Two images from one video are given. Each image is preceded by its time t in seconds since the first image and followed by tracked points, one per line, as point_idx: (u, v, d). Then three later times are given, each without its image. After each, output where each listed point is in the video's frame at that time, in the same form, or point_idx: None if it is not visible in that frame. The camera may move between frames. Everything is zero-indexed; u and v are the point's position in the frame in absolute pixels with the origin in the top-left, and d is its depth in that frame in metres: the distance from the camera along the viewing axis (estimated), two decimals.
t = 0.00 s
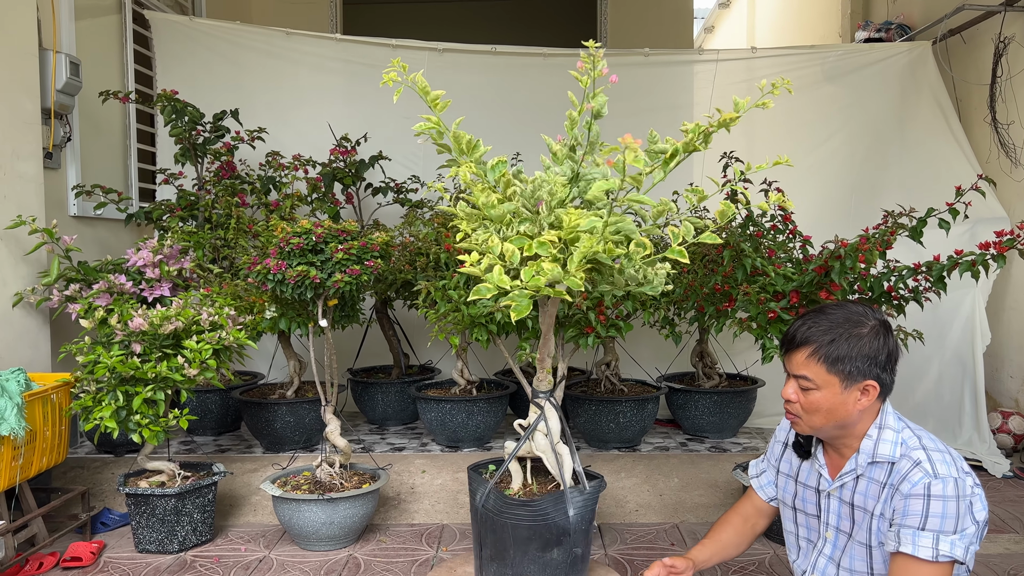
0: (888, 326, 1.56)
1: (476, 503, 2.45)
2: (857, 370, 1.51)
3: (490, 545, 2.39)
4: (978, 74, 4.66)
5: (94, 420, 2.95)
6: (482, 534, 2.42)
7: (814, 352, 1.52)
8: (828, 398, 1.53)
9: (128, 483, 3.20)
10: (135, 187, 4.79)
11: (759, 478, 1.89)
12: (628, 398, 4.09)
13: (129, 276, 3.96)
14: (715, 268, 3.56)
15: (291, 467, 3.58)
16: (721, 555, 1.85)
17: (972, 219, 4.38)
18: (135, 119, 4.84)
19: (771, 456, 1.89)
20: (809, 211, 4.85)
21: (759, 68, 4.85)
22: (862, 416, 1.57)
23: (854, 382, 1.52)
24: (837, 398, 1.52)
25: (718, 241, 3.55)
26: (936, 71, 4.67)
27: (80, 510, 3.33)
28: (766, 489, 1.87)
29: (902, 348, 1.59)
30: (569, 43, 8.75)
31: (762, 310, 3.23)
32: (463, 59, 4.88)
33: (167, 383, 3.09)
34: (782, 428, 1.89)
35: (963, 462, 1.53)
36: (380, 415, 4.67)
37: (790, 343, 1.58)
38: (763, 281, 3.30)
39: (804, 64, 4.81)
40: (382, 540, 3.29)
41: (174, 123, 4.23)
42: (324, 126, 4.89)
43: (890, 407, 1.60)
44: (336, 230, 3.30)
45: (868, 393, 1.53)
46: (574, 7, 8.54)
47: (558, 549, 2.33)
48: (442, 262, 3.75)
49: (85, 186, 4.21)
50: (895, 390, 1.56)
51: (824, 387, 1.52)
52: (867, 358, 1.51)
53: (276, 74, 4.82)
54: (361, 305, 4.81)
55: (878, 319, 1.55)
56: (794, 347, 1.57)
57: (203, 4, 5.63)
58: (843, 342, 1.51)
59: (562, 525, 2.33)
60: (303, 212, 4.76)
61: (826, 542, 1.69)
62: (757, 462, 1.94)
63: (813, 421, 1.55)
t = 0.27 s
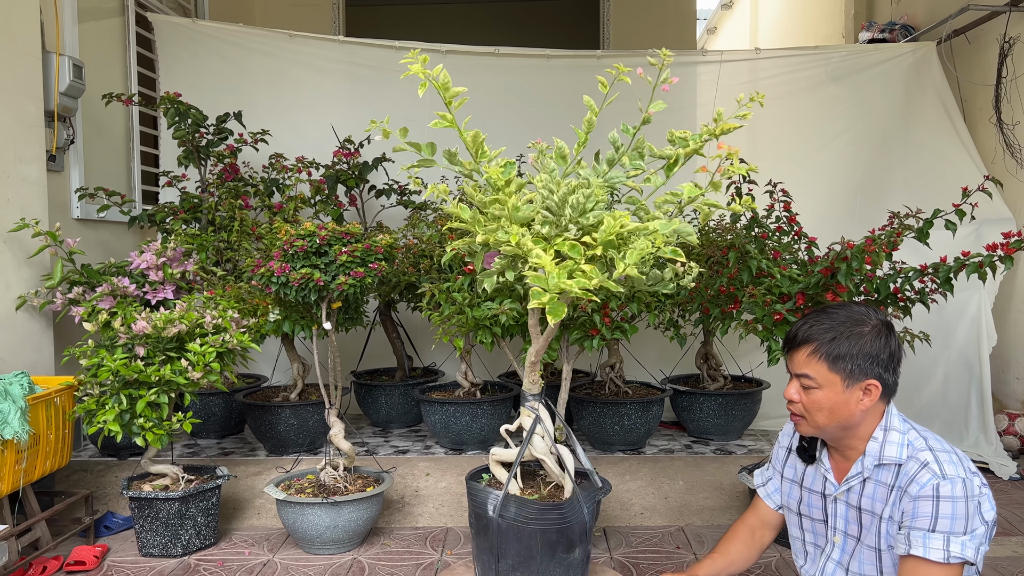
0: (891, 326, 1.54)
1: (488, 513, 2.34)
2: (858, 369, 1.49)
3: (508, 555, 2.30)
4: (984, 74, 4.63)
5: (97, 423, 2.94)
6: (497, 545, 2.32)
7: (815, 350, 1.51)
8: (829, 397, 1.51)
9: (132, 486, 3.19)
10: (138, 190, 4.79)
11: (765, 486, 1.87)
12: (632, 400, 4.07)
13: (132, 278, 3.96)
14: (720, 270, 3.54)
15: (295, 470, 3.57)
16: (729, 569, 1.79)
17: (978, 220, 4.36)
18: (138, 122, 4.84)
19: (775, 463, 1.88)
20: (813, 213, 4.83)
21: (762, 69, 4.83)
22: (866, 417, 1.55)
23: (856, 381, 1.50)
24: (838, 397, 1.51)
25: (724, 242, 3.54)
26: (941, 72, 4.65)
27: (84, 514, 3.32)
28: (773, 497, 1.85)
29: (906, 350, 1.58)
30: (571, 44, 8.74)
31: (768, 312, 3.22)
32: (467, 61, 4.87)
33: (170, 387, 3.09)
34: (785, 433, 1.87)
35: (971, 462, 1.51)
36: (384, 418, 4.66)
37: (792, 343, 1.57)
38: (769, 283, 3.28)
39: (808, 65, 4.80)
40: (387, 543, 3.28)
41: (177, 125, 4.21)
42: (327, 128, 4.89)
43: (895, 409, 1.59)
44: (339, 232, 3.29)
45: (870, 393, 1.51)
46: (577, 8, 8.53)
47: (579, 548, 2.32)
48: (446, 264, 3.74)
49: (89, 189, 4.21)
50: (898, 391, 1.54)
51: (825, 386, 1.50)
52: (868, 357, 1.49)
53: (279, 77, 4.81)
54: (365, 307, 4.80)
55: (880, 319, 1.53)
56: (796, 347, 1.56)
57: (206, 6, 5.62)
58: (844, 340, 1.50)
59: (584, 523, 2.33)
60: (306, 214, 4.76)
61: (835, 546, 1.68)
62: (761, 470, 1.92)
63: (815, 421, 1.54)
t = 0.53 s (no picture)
0: (900, 330, 1.53)
1: (507, 523, 2.18)
2: (866, 372, 1.48)
3: (531, 565, 2.15)
4: (988, 75, 4.60)
5: (100, 427, 2.93)
6: (519, 555, 2.16)
7: (823, 351, 1.50)
8: (836, 399, 1.49)
9: (134, 489, 3.18)
10: (141, 192, 4.78)
11: (768, 488, 1.86)
12: (636, 402, 4.06)
13: (134, 281, 3.96)
14: (725, 272, 3.52)
15: (298, 473, 3.55)
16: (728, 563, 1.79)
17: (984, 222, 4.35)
18: (141, 124, 4.83)
19: (780, 465, 1.86)
20: (817, 214, 4.82)
21: (766, 70, 4.82)
22: (872, 420, 1.54)
23: (863, 384, 1.49)
24: (845, 399, 1.49)
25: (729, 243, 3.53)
26: (946, 73, 4.63)
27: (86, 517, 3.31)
28: (777, 498, 1.84)
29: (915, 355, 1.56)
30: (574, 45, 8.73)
31: (773, 314, 3.20)
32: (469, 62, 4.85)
33: (173, 390, 3.09)
34: (792, 436, 1.86)
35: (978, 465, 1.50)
36: (387, 420, 4.64)
37: (800, 344, 1.56)
38: (774, 284, 3.26)
39: (812, 66, 4.78)
40: (390, 546, 3.26)
41: (180, 127, 4.20)
42: (330, 130, 4.88)
43: (902, 413, 1.57)
44: (343, 234, 3.27)
45: (877, 397, 1.49)
46: (581, 9, 8.52)
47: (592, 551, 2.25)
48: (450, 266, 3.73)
49: (91, 191, 4.20)
50: (905, 396, 1.53)
51: (832, 388, 1.49)
52: (876, 360, 1.48)
53: (282, 78, 4.80)
54: (367, 309, 4.79)
55: (889, 322, 1.52)
56: (803, 348, 1.55)
57: (208, 8, 5.62)
58: (852, 342, 1.49)
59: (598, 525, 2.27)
60: (309, 216, 4.75)
61: (842, 551, 1.66)
62: (765, 472, 1.90)
63: (820, 424, 1.52)
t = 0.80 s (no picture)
0: (914, 332, 1.52)
1: (528, 529, 1.95)
2: (880, 373, 1.46)
3: (559, 570, 1.94)
4: (993, 75, 4.58)
5: (103, 429, 2.92)
6: (547, 562, 1.93)
7: (837, 352, 1.48)
8: (849, 400, 1.48)
9: (137, 492, 3.17)
10: (143, 194, 4.78)
11: (774, 486, 1.85)
12: (640, 404, 4.04)
13: (137, 283, 3.95)
14: (729, 273, 3.51)
15: (302, 475, 3.54)
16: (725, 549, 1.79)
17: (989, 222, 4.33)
18: (143, 125, 4.83)
19: (787, 465, 1.85)
20: (821, 215, 4.80)
21: (768, 71, 4.80)
22: (883, 422, 1.53)
23: (876, 385, 1.47)
24: (858, 400, 1.48)
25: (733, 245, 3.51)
26: (950, 73, 4.62)
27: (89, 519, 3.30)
28: (782, 497, 1.84)
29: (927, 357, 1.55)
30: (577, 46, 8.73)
31: (778, 315, 3.19)
32: (472, 63, 4.84)
33: (176, 392, 3.08)
34: (800, 437, 1.84)
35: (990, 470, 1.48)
36: (390, 422, 4.63)
37: (813, 344, 1.54)
38: (779, 286, 3.25)
39: (815, 66, 4.77)
40: (393, 549, 3.25)
41: (183, 129, 4.19)
42: (333, 131, 4.87)
43: (914, 415, 1.56)
44: (346, 236, 3.26)
45: (890, 398, 1.48)
46: (584, 10, 8.52)
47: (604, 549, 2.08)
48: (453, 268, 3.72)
49: (93, 193, 4.20)
50: (918, 398, 1.52)
51: (845, 389, 1.48)
52: (891, 361, 1.46)
53: (284, 80, 4.80)
54: (370, 311, 4.78)
55: (904, 324, 1.51)
56: (816, 348, 1.53)
57: (211, 9, 5.62)
58: (867, 343, 1.47)
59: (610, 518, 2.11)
60: (312, 218, 4.74)
61: (850, 554, 1.65)
62: (772, 470, 1.90)
63: (832, 425, 1.51)
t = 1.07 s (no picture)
0: (928, 331, 1.52)
1: (560, 532, 1.85)
2: (895, 372, 1.46)
3: (589, 567, 1.87)
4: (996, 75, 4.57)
5: (105, 429, 2.92)
6: (580, 561, 1.85)
7: (853, 351, 1.48)
8: (864, 399, 1.47)
9: (140, 492, 3.17)
10: (145, 194, 4.78)
11: (779, 485, 1.85)
12: (643, 404, 4.04)
13: (139, 283, 3.95)
14: (732, 273, 3.51)
15: (304, 475, 3.54)
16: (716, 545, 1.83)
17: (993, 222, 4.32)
18: (145, 126, 4.83)
19: (793, 464, 1.85)
20: (824, 215, 4.80)
21: (770, 71, 4.80)
22: (895, 422, 1.52)
23: (891, 384, 1.47)
24: (873, 399, 1.47)
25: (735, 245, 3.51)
26: (953, 73, 4.61)
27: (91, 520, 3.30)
28: (788, 495, 1.84)
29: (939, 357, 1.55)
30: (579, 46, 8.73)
31: (781, 315, 3.18)
32: (474, 64, 4.84)
33: (179, 392, 3.07)
34: (807, 436, 1.84)
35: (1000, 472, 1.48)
36: (392, 423, 4.63)
37: (827, 342, 1.54)
38: (782, 286, 3.24)
39: (818, 66, 4.76)
40: (396, 549, 3.25)
41: (185, 129, 4.19)
42: (335, 131, 4.87)
43: (924, 415, 1.55)
44: (348, 236, 3.26)
45: (905, 398, 1.48)
46: (586, 11, 8.52)
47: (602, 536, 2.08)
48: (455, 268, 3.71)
49: (96, 194, 4.20)
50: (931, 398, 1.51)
51: (860, 388, 1.47)
52: (906, 360, 1.46)
53: (287, 80, 4.79)
54: (373, 311, 4.78)
55: (918, 323, 1.50)
56: (830, 346, 1.52)
57: (213, 9, 5.62)
58: (883, 341, 1.47)
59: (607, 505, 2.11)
60: (314, 218, 4.74)
61: (857, 553, 1.64)
62: (777, 469, 1.89)
63: (846, 424, 1.50)
